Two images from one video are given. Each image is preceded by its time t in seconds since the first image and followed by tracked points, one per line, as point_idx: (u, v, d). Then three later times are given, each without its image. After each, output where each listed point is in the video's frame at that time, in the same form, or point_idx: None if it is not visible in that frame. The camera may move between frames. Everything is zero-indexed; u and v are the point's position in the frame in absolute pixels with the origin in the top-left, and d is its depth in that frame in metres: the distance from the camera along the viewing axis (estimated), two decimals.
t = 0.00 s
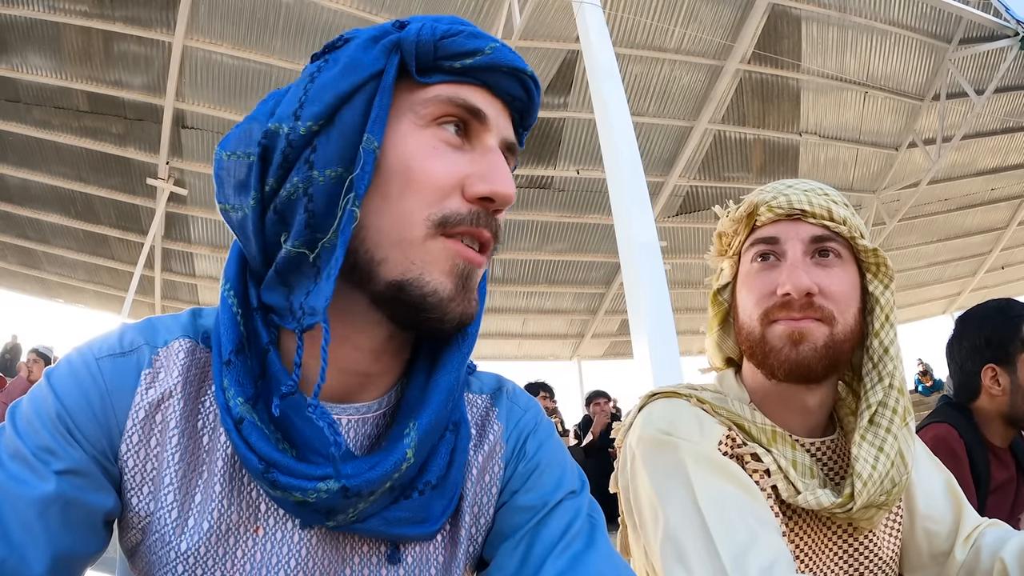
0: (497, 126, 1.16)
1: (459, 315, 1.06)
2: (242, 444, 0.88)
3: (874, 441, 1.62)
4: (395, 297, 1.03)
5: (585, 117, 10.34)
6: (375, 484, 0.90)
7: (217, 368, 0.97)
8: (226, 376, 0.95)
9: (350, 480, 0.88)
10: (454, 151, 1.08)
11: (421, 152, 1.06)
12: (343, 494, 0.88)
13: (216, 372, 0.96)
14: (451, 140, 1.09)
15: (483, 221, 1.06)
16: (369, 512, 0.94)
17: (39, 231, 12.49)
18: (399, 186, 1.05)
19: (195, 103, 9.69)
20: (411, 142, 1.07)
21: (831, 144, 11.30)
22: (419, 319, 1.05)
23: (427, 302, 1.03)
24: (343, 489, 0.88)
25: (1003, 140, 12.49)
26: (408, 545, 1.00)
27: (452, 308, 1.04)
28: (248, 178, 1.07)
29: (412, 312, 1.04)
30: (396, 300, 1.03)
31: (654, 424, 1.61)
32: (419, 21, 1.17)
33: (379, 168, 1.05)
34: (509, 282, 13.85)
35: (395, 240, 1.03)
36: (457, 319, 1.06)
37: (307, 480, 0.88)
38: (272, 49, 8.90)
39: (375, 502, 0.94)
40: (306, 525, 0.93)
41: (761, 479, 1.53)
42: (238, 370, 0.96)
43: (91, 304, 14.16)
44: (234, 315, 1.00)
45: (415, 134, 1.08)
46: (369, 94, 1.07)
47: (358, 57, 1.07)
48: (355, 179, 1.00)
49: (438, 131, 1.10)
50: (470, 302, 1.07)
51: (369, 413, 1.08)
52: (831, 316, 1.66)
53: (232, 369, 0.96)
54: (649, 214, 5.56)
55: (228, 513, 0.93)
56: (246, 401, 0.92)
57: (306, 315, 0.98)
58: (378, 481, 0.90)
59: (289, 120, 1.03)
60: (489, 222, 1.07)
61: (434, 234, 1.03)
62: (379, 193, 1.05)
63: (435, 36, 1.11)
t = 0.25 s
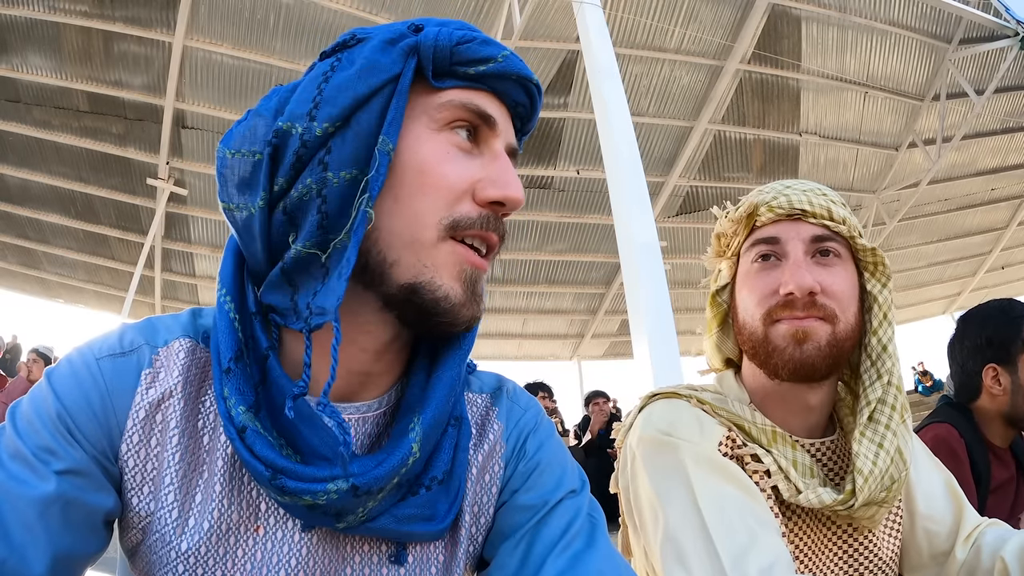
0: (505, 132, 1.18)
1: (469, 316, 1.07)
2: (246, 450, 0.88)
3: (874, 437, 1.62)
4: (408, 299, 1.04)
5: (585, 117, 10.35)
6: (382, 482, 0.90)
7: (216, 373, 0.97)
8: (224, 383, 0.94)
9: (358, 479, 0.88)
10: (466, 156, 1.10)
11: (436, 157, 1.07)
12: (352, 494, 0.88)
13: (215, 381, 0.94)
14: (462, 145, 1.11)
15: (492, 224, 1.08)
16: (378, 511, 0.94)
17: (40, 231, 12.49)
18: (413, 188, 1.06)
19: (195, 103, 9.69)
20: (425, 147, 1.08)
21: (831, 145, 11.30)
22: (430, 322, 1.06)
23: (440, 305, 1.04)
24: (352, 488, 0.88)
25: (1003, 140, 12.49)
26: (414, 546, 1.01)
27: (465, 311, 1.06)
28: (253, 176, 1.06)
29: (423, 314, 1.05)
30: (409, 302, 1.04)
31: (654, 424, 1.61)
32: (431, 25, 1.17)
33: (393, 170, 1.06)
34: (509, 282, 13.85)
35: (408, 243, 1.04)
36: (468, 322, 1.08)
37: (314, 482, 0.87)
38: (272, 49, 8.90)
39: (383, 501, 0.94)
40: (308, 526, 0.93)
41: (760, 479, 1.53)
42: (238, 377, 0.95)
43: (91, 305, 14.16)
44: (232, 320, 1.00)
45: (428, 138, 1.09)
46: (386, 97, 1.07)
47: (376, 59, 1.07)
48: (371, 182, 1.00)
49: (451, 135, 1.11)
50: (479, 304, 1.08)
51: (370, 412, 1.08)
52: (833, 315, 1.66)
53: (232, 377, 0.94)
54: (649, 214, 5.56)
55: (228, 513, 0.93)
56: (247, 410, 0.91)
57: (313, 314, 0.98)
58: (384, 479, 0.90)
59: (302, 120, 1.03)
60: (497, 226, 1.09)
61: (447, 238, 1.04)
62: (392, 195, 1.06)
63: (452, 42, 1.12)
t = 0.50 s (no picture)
0: (508, 132, 1.17)
1: (478, 309, 1.07)
2: (248, 456, 0.87)
3: (874, 431, 1.62)
4: (417, 294, 1.04)
5: (584, 118, 10.35)
6: (387, 481, 0.90)
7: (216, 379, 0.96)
8: (225, 388, 0.93)
9: (363, 479, 0.88)
10: (471, 157, 1.10)
11: (443, 155, 1.07)
12: (357, 494, 0.88)
13: (216, 385, 0.94)
14: (466, 145, 1.11)
15: (497, 223, 1.08)
16: (383, 511, 0.94)
17: (40, 232, 12.49)
18: (421, 187, 1.06)
19: (195, 103, 9.70)
20: (433, 147, 1.08)
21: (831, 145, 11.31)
22: (441, 314, 1.06)
23: (450, 297, 1.04)
24: (357, 488, 0.87)
25: (1003, 140, 12.49)
26: (415, 546, 1.01)
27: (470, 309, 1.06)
28: (257, 175, 1.05)
29: (435, 308, 1.05)
30: (418, 296, 1.04)
31: (654, 424, 1.61)
32: (438, 26, 1.17)
33: (400, 169, 1.06)
34: (509, 282, 13.85)
35: (415, 241, 1.04)
36: (475, 315, 1.08)
37: (319, 483, 0.87)
38: (272, 49, 8.90)
39: (388, 499, 0.94)
40: (308, 527, 0.93)
41: (761, 479, 1.52)
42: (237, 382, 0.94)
43: (91, 305, 14.16)
44: (232, 323, 0.99)
45: (434, 138, 1.09)
46: (394, 97, 1.07)
47: (385, 60, 1.07)
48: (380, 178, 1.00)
49: (456, 136, 1.11)
50: (485, 301, 1.08)
51: (370, 411, 1.08)
52: (836, 315, 1.66)
53: (232, 381, 0.94)
54: (649, 214, 5.56)
55: (229, 512, 0.93)
56: (248, 414, 0.91)
57: (319, 312, 0.98)
58: (389, 477, 0.90)
59: (310, 120, 1.03)
60: (502, 226, 1.09)
61: (456, 235, 1.04)
62: (400, 193, 1.06)
63: (460, 43, 1.12)
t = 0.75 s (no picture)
0: (511, 134, 1.18)
1: (474, 317, 1.07)
2: (248, 458, 0.87)
3: (872, 429, 1.62)
4: (414, 299, 1.04)
5: (584, 118, 10.36)
6: (387, 483, 0.90)
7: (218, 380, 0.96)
8: (226, 389, 0.93)
9: (364, 481, 0.88)
10: (475, 158, 1.10)
11: (447, 155, 1.07)
12: (358, 496, 0.88)
13: (216, 387, 0.93)
14: (470, 145, 1.11)
15: (499, 222, 1.08)
16: (384, 512, 0.94)
17: (40, 232, 12.49)
18: (424, 188, 1.06)
19: (195, 103, 9.70)
20: (437, 148, 1.08)
21: (831, 145, 11.31)
22: (438, 322, 1.06)
23: (447, 306, 1.04)
24: (358, 491, 0.87)
25: (1003, 140, 12.50)
26: (415, 547, 1.00)
27: (469, 312, 1.06)
28: (261, 173, 1.05)
29: (431, 314, 1.05)
30: (417, 301, 1.04)
31: (652, 425, 1.61)
32: (444, 27, 1.17)
33: (402, 169, 1.06)
34: (509, 283, 13.85)
35: (417, 244, 1.04)
36: (471, 324, 1.08)
37: (320, 485, 0.87)
38: (272, 49, 8.91)
39: (388, 501, 0.94)
40: (308, 529, 0.93)
41: (759, 480, 1.52)
42: (238, 383, 0.94)
43: (91, 305, 14.16)
44: (232, 324, 0.99)
45: (438, 138, 1.09)
46: (399, 97, 1.07)
47: (390, 60, 1.07)
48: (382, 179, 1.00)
49: (460, 136, 1.11)
50: (482, 305, 1.09)
51: (370, 413, 1.07)
52: (835, 316, 1.66)
53: (233, 383, 0.94)
54: (649, 214, 5.56)
55: (230, 513, 0.93)
56: (250, 415, 0.91)
57: (320, 311, 0.98)
58: (389, 479, 0.90)
59: (315, 119, 1.03)
60: (504, 226, 1.09)
61: (456, 238, 1.04)
62: (402, 195, 1.06)
63: (465, 44, 1.12)
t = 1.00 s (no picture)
0: (520, 140, 1.18)
1: (477, 320, 1.08)
2: (251, 460, 0.87)
3: (870, 428, 1.62)
4: (421, 302, 1.04)
5: (584, 118, 10.37)
6: (391, 483, 0.90)
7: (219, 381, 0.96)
8: (228, 390, 0.93)
9: (367, 482, 0.88)
10: (484, 163, 1.10)
11: (459, 161, 1.07)
12: (362, 497, 0.88)
13: (218, 388, 0.93)
14: (480, 151, 1.11)
15: (508, 229, 1.08)
16: (386, 513, 0.94)
17: (40, 232, 12.49)
18: (434, 192, 1.05)
19: (195, 103, 9.70)
20: (448, 153, 1.07)
21: (831, 145, 11.31)
22: (443, 324, 1.07)
23: (452, 309, 1.05)
24: (361, 492, 0.88)
25: (1003, 140, 12.50)
26: (415, 548, 1.00)
27: (473, 316, 1.06)
28: (268, 172, 1.05)
29: (435, 317, 1.06)
30: (423, 305, 1.05)
31: (651, 426, 1.61)
32: (454, 29, 1.17)
33: (413, 173, 1.06)
34: (509, 283, 13.85)
35: (427, 248, 1.04)
36: (475, 326, 1.08)
37: (324, 487, 0.87)
38: (272, 49, 8.91)
39: (390, 502, 0.94)
40: (308, 529, 0.93)
41: (758, 480, 1.52)
42: (240, 384, 0.94)
43: (91, 305, 14.16)
44: (233, 325, 0.99)
45: (450, 143, 1.09)
46: (412, 101, 1.07)
47: (403, 62, 1.06)
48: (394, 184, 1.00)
49: (470, 141, 1.11)
50: (487, 308, 1.09)
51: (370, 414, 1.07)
52: (831, 319, 1.66)
53: (236, 384, 0.94)
54: (649, 214, 5.56)
55: (230, 513, 0.93)
56: (252, 417, 0.91)
57: (327, 314, 0.98)
58: (392, 481, 0.90)
59: (326, 120, 1.02)
60: (512, 232, 1.09)
61: (469, 243, 1.04)
62: (412, 200, 1.05)
63: (478, 49, 1.12)
